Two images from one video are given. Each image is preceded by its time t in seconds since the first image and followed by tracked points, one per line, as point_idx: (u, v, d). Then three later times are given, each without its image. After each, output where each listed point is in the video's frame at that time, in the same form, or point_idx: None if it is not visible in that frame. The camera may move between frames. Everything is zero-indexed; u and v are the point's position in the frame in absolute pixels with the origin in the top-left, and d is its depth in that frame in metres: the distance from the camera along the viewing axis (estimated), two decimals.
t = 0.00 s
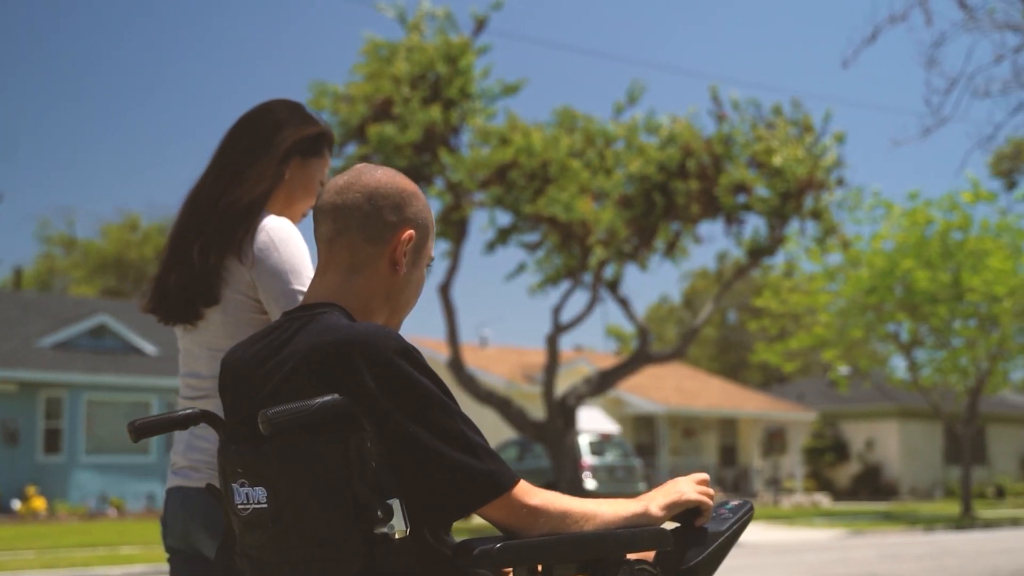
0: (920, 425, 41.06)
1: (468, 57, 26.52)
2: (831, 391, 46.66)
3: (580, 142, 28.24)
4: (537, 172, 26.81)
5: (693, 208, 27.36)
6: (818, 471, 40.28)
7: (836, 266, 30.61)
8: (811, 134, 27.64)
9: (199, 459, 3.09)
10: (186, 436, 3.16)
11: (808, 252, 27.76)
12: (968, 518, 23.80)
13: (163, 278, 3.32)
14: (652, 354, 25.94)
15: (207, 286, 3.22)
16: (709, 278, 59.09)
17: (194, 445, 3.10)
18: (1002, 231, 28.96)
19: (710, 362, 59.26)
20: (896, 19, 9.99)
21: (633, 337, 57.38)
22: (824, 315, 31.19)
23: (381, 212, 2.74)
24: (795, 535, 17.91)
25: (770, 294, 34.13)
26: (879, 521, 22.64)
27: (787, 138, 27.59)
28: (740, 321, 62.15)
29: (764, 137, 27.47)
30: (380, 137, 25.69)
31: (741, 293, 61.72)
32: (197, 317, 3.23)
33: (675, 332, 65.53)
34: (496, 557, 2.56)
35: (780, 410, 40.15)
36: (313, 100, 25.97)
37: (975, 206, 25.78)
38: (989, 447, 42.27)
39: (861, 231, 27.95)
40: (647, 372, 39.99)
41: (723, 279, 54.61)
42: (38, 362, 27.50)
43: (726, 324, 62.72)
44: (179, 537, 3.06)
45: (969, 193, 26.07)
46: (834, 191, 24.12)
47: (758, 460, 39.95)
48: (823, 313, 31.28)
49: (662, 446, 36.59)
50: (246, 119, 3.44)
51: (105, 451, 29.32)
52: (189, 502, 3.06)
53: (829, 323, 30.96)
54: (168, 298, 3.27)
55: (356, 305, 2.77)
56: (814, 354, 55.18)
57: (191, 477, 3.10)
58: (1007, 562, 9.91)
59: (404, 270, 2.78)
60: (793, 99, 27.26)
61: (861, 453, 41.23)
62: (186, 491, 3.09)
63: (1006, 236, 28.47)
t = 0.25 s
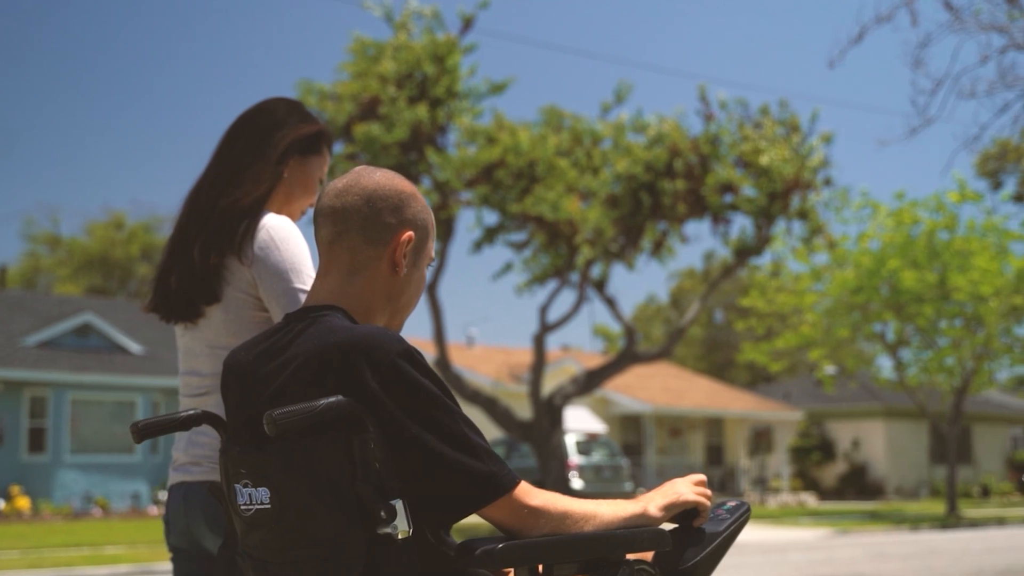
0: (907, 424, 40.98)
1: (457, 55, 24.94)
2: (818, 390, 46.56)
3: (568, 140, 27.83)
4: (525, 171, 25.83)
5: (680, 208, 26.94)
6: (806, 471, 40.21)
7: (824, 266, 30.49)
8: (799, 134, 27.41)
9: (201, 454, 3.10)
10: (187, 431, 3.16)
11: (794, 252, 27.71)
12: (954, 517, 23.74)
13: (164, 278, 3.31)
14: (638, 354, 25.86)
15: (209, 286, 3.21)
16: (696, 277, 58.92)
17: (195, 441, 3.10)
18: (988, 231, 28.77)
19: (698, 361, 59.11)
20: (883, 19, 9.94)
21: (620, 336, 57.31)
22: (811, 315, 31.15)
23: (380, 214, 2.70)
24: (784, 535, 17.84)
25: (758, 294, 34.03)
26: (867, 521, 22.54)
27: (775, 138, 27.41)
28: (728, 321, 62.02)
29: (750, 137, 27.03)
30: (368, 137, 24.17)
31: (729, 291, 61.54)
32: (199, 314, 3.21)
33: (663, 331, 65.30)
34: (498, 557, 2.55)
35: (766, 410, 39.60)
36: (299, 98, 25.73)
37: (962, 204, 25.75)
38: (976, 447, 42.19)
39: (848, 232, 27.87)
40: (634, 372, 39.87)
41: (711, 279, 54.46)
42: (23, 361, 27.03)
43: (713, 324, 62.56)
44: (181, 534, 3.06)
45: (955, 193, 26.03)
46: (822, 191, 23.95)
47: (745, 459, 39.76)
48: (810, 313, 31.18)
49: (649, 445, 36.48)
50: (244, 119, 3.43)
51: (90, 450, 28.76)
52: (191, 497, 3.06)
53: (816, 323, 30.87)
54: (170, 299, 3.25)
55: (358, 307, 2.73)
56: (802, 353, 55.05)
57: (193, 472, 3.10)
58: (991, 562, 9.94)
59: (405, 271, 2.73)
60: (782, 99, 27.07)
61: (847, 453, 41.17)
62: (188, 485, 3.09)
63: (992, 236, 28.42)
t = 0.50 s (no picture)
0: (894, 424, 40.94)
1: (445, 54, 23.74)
2: (804, 389, 46.45)
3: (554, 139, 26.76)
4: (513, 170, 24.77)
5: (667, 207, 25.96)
6: (793, 470, 40.16)
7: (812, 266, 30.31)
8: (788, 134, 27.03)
9: (203, 450, 3.14)
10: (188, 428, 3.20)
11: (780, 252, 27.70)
12: (942, 518, 23.59)
13: (164, 276, 3.31)
14: (626, 353, 25.75)
15: (210, 284, 3.20)
16: (684, 276, 58.74)
17: (196, 438, 3.15)
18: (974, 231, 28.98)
19: (685, 361, 58.98)
20: (869, 20, 9.93)
21: (607, 335, 57.31)
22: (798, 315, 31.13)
23: (381, 217, 2.68)
24: (772, 535, 17.79)
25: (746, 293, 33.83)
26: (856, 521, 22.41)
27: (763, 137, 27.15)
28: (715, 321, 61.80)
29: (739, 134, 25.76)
30: (354, 137, 22.97)
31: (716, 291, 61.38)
32: (199, 312, 3.21)
33: (650, 330, 65.12)
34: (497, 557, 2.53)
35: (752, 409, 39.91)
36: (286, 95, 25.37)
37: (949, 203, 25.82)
38: (962, 446, 42.12)
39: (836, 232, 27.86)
40: (621, 371, 39.73)
41: (698, 278, 54.27)
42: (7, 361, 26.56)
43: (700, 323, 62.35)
44: (183, 530, 3.09)
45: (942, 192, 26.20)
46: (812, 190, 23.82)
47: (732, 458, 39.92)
48: (798, 313, 31.02)
49: (636, 444, 36.34)
50: (242, 115, 3.42)
51: (77, 449, 28.24)
52: (194, 493, 3.11)
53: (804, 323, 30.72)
54: (170, 297, 3.25)
55: (358, 308, 2.71)
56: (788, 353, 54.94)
57: (194, 468, 3.15)
58: (976, 561, 9.97)
59: (406, 272, 2.72)
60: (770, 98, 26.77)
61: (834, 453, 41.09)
62: (190, 481, 3.13)
63: (979, 236, 28.43)
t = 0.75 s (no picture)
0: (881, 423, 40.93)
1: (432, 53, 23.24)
2: (791, 388, 46.40)
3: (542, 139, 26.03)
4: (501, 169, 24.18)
5: (655, 207, 25.54)
6: (780, 470, 40.13)
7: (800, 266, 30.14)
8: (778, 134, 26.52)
9: (206, 449, 3.17)
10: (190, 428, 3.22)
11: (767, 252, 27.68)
12: (928, 518, 23.45)
13: (164, 276, 3.30)
14: (614, 352, 25.65)
15: (211, 283, 3.19)
16: (672, 276, 58.50)
17: (198, 438, 3.18)
18: (961, 230, 29.05)
19: (673, 361, 58.86)
20: (857, 19, 9.92)
21: (594, 334, 57.21)
22: (785, 314, 31.11)
23: (384, 219, 2.66)
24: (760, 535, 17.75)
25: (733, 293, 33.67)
26: (843, 521, 22.32)
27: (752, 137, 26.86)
28: (703, 320, 61.55)
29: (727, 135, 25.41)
30: (340, 136, 22.74)
31: (704, 291, 61.28)
32: (200, 311, 3.20)
33: (637, 330, 64.98)
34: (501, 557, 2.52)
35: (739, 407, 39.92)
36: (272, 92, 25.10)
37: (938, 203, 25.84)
38: (948, 445, 42.11)
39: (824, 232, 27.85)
40: (610, 371, 39.61)
41: (686, 277, 54.12)
42: None
43: (688, 324, 62.10)
44: (184, 529, 3.12)
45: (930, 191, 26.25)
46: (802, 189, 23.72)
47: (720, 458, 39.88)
48: (786, 313, 30.85)
49: (625, 444, 36.23)
50: (240, 114, 3.41)
51: (62, 448, 27.86)
52: (195, 492, 3.14)
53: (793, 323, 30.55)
54: (170, 296, 3.24)
55: (361, 310, 2.69)
56: (775, 352, 54.89)
57: (196, 468, 3.18)
58: (963, 560, 9.99)
59: (408, 275, 2.70)
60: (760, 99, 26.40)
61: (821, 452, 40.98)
62: (192, 481, 3.16)
63: (966, 235, 28.44)
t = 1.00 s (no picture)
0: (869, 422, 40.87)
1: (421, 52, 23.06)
2: (779, 387, 46.28)
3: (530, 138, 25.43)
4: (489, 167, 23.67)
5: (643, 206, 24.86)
6: (769, 469, 40.08)
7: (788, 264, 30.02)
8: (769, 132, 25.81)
9: (204, 450, 3.18)
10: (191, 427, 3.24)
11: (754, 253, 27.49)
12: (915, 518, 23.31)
13: (165, 276, 3.29)
14: (602, 351, 25.52)
15: (212, 285, 3.19)
16: (661, 275, 58.31)
17: (197, 438, 3.19)
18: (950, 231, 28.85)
19: (662, 360, 58.76)
20: (846, 19, 9.90)
21: (583, 333, 57.11)
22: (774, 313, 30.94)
23: (386, 222, 2.65)
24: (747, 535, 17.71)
25: (721, 292, 33.52)
26: (831, 520, 22.23)
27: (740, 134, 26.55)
28: (692, 319, 61.32)
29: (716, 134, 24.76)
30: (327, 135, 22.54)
31: (693, 291, 61.19)
32: (202, 314, 3.19)
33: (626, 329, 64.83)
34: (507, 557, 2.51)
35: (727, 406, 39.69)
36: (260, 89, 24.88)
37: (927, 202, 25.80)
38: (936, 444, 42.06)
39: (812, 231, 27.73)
40: (598, 370, 39.52)
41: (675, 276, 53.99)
42: None
43: (677, 323, 61.87)
44: (185, 531, 3.14)
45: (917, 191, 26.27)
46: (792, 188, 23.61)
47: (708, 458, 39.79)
48: (774, 311, 30.68)
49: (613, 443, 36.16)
50: (240, 115, 3.39)
51: (48, 447, 27.42)
52: (194, 495, 3.15)
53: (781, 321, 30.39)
54: (171, 299, 3.23)
55: (365, 313, 2.67)
56: (764, 352, 54.80)
57: (195, 469, 3.18)
58: (951, 560, 10.00)
59: (412, 277, 2.68)
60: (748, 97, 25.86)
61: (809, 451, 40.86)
62: (192, 483, 3.17)
63: (954, 235, 28.38)
